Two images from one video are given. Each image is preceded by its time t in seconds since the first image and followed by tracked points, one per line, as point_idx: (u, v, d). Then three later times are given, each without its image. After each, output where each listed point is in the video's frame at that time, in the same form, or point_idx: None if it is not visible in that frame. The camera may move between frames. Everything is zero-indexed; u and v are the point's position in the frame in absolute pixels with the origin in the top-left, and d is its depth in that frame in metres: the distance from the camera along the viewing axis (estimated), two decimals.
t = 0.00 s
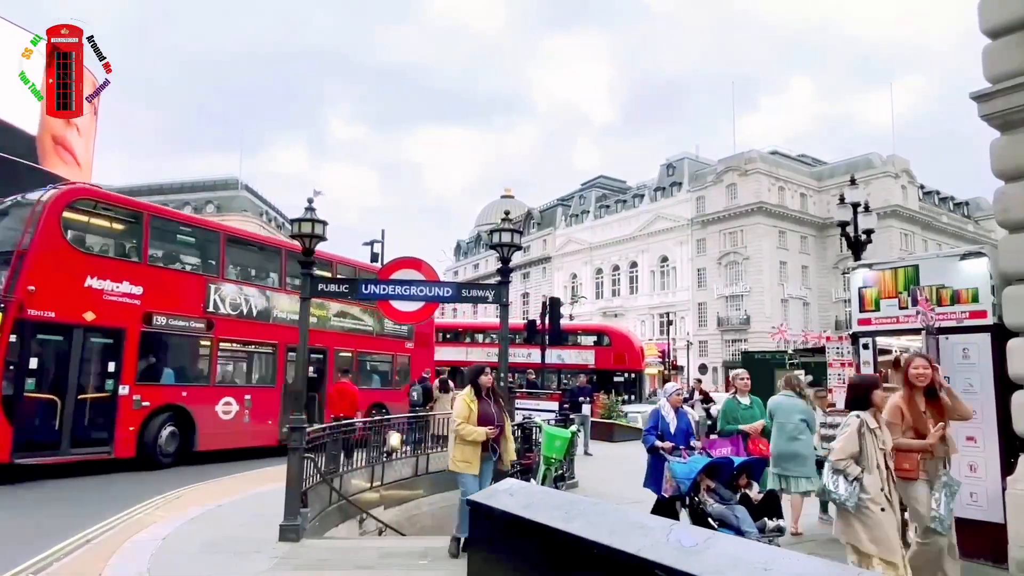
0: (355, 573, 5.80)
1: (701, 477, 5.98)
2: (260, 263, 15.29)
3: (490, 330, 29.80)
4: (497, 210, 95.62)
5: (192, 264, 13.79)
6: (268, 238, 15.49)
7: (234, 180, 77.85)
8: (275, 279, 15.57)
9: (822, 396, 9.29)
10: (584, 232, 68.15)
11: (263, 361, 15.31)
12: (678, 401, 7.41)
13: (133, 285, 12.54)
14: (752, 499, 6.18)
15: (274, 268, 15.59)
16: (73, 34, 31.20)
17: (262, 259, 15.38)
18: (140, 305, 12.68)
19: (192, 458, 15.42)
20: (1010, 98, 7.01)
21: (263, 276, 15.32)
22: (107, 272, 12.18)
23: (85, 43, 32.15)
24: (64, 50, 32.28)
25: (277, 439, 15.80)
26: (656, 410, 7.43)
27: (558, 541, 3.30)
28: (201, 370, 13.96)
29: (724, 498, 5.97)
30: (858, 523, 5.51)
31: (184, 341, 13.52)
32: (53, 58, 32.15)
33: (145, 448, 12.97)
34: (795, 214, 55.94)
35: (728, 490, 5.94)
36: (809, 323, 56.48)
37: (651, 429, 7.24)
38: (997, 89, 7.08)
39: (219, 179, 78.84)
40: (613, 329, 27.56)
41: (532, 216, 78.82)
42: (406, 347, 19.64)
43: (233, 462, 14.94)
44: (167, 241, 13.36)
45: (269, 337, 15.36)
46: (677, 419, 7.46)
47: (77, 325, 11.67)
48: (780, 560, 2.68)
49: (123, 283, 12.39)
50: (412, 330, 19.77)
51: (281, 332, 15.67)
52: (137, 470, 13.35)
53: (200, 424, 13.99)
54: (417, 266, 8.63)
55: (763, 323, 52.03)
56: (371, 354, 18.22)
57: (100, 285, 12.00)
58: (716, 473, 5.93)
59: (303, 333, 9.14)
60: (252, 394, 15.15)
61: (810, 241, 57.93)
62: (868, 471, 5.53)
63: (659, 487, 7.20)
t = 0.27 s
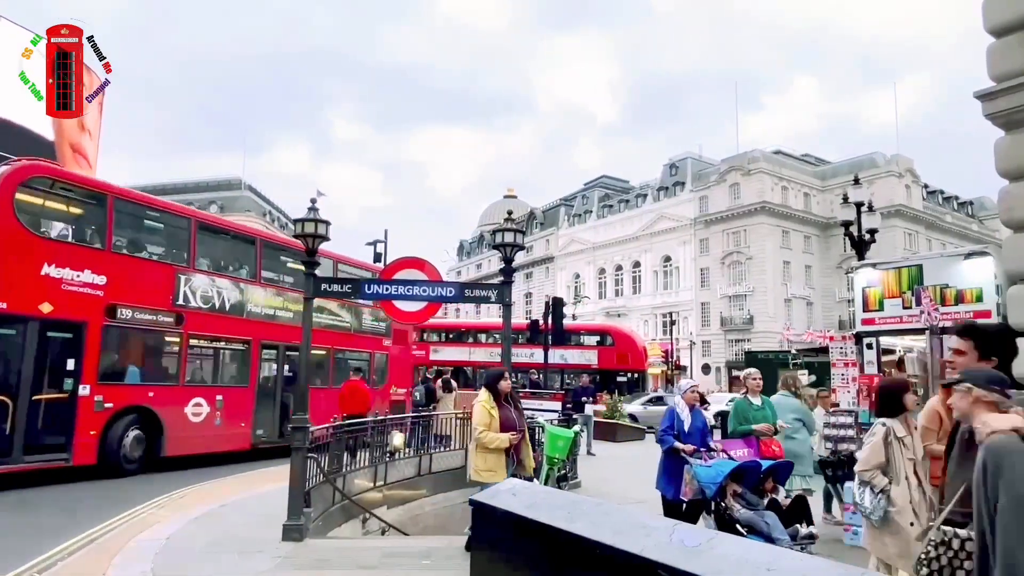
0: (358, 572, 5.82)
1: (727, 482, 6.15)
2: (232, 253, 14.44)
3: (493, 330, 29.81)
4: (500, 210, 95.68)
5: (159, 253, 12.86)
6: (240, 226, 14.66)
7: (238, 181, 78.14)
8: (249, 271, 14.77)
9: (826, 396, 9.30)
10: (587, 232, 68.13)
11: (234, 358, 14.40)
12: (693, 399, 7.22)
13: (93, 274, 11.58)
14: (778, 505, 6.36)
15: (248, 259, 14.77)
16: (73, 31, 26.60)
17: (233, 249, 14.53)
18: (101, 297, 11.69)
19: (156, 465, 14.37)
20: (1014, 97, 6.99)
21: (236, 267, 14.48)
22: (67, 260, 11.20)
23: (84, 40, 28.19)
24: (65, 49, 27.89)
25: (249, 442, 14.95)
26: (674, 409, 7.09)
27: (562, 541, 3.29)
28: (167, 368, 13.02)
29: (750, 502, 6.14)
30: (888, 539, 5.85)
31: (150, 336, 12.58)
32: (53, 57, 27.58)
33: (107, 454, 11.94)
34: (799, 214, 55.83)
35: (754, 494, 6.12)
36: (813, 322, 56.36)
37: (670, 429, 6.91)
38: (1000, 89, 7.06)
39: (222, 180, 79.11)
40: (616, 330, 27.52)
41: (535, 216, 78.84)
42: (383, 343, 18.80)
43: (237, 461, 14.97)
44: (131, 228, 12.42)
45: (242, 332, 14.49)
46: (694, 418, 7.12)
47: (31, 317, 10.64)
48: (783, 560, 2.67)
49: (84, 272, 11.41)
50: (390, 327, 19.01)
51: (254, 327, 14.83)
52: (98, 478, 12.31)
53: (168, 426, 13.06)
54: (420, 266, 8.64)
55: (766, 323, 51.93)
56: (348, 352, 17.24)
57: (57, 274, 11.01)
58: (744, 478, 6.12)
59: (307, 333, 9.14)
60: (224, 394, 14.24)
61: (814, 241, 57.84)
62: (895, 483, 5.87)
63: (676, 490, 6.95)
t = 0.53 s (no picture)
0: (361, 572, 5.83)
1: (757, 488, 6.11)
2: (202, 241, 13.32)
3: (496, 330, 29.84)
4: (502, 210, 95.75)
5: (124, 239, 11.65)
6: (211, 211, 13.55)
7: (241, 181, 78.43)
8: (221, 261, 13.68)
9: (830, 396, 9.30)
10: (589, 232, 68.13)
11: (202, 356, 13.18)
12: (712, 403, 7.16)
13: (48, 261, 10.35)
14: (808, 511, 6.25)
15: (218, 248, 13.63)
16: (71, 32, 26.15)
17: (202, 237, 13.40)
18: (57, 287, 10.44)
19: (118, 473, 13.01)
20: (1018, 96, 6.96)
21: (207, 257, 13.33)
22: (18, 243, 9.96)
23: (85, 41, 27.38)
24: (65, 49, 27.14)
25: (221, 447, 13.67)
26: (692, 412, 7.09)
27: (564, 541, 3.29)
28: (131, 366, 11.75)
29: (780, 508, 6.10)
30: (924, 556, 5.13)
31: (112, 330, 11.32)
32: (52, 55, 26.71)
33: (65, 462, 10.68)
34: (802, 214, 55.73)
35: (785, 500, 6.08)
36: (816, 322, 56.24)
37: (689, 432, 6.94)
38: (1004, 88, 7.04)
39: (226, 180, 79.43)
40: (618, 330, 27.54)
41: (537, 216, 78.91)
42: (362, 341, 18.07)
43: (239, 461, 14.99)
44: (92, 211, 11.20)
45: (214, 328, 13.33)
46: (713, 423, 7.09)
47: None
48: (787, 560, 2.66)
49: (39, 257, 10.21)
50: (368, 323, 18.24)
51: (226, 322, 13.67)
52: (53, 488, 11.00)
53: (133, 430, 11.77)
54: (423, 266, 8.65)
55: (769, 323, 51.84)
56: (325, 349, 16.45)
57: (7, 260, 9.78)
58: (774, 484, 6.10)
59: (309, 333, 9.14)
60: (193, 395, 12.99)
61: (817, 241, 57.74)
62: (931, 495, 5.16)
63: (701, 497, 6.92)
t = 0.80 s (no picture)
0: (365, 572, 5.84)
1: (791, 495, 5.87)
2: (173, 227, 12.02)
3: (498, 330, 29.88)
4: (505, 210, 95.80)
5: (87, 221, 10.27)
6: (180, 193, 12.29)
7: (244, 182, 78.65)
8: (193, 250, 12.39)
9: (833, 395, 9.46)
10: (592, 232, 68.14)
11: (171, 353, 11.79)
12: (738, 402, 6.93)
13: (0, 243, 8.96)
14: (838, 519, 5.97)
15: (188, 236, 12.34)
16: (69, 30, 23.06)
17: (173, 223, 12.12)
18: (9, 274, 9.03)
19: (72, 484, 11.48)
20: (1021, 95, 6.95)
21: (177, 244, 12.04)
22: None
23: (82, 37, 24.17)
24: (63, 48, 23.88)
25: (190, 453, 12.32)
26: (718, 409, 6.85)
27: (567, 541, 3.29)
28: (93, 365, 10.35)
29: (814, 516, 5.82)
30: (965, 562, 4.21)
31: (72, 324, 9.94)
32: (51, 56, 23.56)
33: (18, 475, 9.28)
34: (806, 214, 55.63)
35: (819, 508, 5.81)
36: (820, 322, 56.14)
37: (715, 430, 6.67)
38: (1008, 86, 7.01)
39: (229, 180, 79.68)
40: (621, 330, 27.55)
41: (540, 216, 78.96)
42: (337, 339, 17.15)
43: (243, 461, 15.01)
44: (50, 187, 9.81)
45: (186, 323, 12.02)
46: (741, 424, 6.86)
47: None
48: (791, 560, 2.66)
49: None
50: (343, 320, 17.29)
51: (199, 316, 12.36)
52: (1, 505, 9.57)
53: (93, 436, 10.35)
54: (426, 266, 8.65)
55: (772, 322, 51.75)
56: (299, 346, 15.48)
57: None
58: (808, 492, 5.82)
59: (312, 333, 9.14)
60: (161, 396, 11.61)
61: (820, 241, 57.63)
62: (976, 497, 4.27)
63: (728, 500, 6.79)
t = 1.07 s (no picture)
0: (369, 571, 5.86)
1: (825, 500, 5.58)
2: (140, 210, 11.16)
3: (501, 330, 29.91)
4: (508, 210, 95.87)
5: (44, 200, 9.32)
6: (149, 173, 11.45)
7: (248, 182, 78.93)
8: (162, 236, 11.57)
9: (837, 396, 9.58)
10: (595, 231, 68.11)
11: (134, 347, 10.90)
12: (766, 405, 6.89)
13: None
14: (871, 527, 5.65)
15: (154, 220, 11.46)
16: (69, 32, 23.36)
17: (139, 204, 11.20)
18: None
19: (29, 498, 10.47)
20: None
21: (144, 229, 11.19)
22: None
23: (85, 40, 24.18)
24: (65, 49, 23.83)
25: (158, 460, 11.53)
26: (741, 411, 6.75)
27: (570, 540, 3.28)
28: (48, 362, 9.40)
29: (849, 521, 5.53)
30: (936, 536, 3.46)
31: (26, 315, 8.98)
32: (51, 55, 23.33)
33: None
34: (809, 213, 55.52)
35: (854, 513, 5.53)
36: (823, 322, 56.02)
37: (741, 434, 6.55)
38: (1012, 85, 6.99)
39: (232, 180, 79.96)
40: (624, 329, 27.55)
41: (543, 216, 78.99)
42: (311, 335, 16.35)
43: (246, 461, 15.04)
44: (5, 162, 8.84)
45: (152, 316, 11.20)
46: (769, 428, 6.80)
47: None
48: (793, 560, 2.65)
49: None
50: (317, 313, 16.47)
51: (168, 308, 11.54)
52: None
53: (50, 442, 9.38)
54: (429, 266, 8.66)
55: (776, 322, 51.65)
56: (272, 342, 14.70)
57: None
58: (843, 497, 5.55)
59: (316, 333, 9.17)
60: (128, 397, 10.76)
61: (824, 240, 57.50)
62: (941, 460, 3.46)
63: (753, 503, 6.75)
